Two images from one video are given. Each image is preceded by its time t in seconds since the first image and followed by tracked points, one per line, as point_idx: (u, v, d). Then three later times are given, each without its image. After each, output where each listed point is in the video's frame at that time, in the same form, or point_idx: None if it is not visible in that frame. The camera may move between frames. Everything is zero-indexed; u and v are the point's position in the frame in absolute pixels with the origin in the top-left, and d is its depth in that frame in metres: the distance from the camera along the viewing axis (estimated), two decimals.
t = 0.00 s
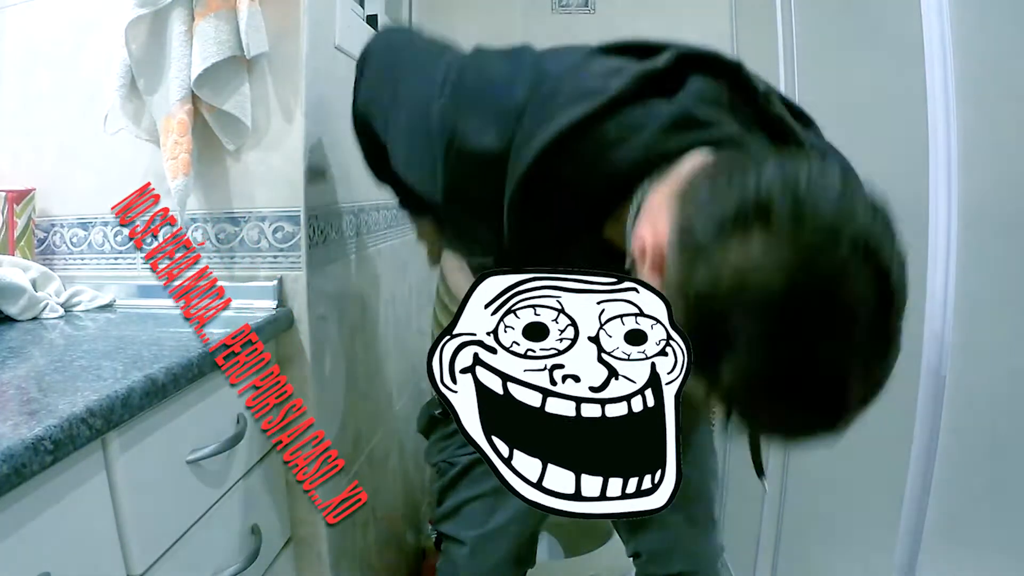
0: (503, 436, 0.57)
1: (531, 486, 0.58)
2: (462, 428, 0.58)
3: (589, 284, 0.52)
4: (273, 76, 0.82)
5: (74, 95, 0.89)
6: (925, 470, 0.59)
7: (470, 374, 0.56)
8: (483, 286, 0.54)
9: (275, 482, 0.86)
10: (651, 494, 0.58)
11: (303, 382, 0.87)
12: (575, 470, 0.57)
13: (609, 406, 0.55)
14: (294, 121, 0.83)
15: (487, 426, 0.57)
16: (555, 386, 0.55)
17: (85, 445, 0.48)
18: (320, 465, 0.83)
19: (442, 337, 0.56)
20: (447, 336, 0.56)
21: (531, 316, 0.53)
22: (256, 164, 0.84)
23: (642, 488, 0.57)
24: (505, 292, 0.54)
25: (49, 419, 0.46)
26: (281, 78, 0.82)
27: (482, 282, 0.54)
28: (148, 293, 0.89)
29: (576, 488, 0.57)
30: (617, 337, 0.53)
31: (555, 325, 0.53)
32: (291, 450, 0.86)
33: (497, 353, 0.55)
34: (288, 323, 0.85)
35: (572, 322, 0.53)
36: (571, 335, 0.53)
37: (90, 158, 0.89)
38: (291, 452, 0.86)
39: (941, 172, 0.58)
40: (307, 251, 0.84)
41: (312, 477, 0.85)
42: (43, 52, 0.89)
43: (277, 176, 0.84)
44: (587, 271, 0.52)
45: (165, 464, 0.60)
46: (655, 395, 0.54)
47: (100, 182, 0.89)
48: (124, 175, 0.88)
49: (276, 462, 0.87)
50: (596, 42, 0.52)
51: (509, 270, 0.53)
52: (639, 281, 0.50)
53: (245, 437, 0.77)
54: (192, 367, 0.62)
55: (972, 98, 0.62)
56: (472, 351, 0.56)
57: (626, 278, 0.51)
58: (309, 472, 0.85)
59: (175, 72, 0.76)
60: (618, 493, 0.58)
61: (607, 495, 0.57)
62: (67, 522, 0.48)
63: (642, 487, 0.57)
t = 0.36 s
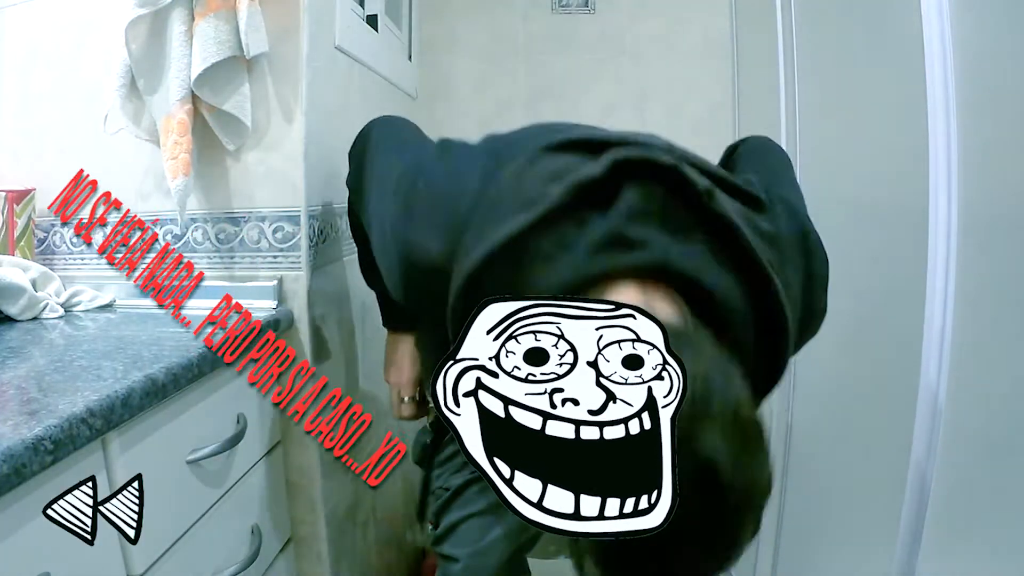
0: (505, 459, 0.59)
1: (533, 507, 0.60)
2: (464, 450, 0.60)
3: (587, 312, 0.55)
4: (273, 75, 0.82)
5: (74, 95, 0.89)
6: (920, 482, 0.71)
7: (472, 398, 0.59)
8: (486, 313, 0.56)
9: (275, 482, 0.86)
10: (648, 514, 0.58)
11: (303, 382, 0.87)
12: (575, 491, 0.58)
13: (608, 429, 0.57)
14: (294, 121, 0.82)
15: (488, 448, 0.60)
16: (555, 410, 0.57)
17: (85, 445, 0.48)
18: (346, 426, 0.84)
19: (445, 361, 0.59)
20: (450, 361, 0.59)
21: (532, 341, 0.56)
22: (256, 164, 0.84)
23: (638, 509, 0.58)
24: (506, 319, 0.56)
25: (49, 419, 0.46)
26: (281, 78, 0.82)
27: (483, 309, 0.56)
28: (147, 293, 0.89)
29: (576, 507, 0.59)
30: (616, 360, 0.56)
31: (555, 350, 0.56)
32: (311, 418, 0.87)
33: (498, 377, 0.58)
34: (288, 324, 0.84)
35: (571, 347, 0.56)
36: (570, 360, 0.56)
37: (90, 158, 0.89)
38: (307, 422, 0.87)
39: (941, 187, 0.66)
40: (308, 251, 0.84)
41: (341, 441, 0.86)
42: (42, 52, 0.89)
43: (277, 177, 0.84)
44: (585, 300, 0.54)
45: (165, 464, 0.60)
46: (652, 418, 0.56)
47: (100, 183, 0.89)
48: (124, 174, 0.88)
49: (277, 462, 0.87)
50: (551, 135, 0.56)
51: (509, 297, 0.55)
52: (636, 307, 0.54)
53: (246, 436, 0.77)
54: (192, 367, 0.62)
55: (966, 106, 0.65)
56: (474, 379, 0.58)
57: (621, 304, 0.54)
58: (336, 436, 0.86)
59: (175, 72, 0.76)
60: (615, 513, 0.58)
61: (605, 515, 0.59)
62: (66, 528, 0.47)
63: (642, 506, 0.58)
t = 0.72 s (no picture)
0: (508, 470, 0.69)
1: (537, 515, 0.70)
2: (469, 461, 0.70)
3: (589, 330, 0.63)
4: (273, 76, 0.82)
5: (74, 95, 0.89)
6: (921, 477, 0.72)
7: (475, 411, 0.68)
8: (488, 330, 0.65)
9: (276, 482, 0.86)
10: (645, 523, 0.71)
11: (304, 382, 0.87)
12: (575, 503, 0.68)
13: (605, 442, 0.66)
14: (294, 121, 0.82)
15: (492, 460, 0.69)
16: (555, 423, 0.66)
17: (86, 445, 0.48)
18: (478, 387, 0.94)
19: (451, 376, 0.68)
20: (456, 374, 0.68)
21: (533, 357, 0.64)
22: (256, 164, 0.84)
23: (636, 518, 0.70)
24: (508, 335, 0.65)
25: (49, 419, 0.46)
26: (281, 78, 0.82)
27: (487, 324, 0.65)
28: (147, 293, 0.88)
29: (575, 517, 0.69)
30: (613, 375, 0.65)
31: (555, 365, 0.65)
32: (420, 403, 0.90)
33: (500, 391, 0.66)
34: (288, 323, 0.84)
35: (569, 363, 0.64)
36: (569, 374, 0.65)
37: (90, 159, 0.89)
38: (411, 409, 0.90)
39: (941, 196, 0.68)
40: (308, 251, 0.84)
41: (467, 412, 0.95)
42: (42, 52, 0.89)
43: (277, 177, 0.84)
44: (586, 316, 0.62)
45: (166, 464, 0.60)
46: (647, 430, 0.67)
47: (100, 183, 0.89)
48: (124, 174, 0.88)
49: (277, 462, 0.87)
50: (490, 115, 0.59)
51: (511, 313, 0.64)
52: (633, 325, 0.62)
53: (246, 436, 0.77)
54: (192, 367, 0.62)
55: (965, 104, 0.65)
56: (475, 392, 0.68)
57: (620, 321, 0.62)
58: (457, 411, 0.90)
59: (175, 72, 0.76)
60: (612, 521, 0.69)
61: (603, 524, 0.70)
62: (66, 529, 0.47)
63: (637, 516, 0.70)
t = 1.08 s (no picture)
0: (508, 480, 0.62)
1: (532, 526, 0.60)
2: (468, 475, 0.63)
3: (586, 347, 0.70)
4: (273, 76, 0.82)
5: (74, 94, 0.89)
6: (923, 475, 0.70)
7: (476, 425, 0.65)
8: (491, 347, 0.69)
9: (277, 483, 0.86)
10: (643, 533, 0.60)
11: (303, 382, 0.87)
12: (574, 511, 0.60)
13: (604, 452, 0.63)
14: (294, 121, 0.82)
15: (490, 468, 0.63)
16: (555, 435, 0.63)
17: (85, 445, 0.48)
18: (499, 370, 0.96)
19: (452, 392, 0.67)
20: (457, 391, 0.67)
21: (534, 372, 0.68)
22: (257, 164, 0.84)
23: (634, 527, 0.60)
24: (510, 350, 0.69)
25: (49, 419, 0.46)
26: (281, 78, 0.82)
27: (490, 341, 0.70)
28: (147, 293, 0.88)
29: (574, 527, 0.60)
30: (611, 391, 0.67)
31: (555, 380, 0.67)
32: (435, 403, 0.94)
33: (501, 404, 0.65)
34: (288, 323, 0.84)
35: (569, 377, 0.67)
36: (568, 389, 0.67)
37: (90, 159, 0.89)
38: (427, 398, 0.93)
39: (942, 188, 0.67)
40: (308, 251, 0.84)
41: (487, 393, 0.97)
42: (42, 51, 0.89)
43: (276, 177, 0.84)
44: (583, 336, 0.71)
45: (165, 464, 0.60)
46: (645, 443, 0.63)
47: (100, 183, 0.89)
48: (124, 174, 0.88)
49: (277, 463, 0.87)
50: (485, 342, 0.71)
51: (514, 333, 0.71)
52: (628, 342, 0.71)
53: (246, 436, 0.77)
54: (192, 367, 0.62)
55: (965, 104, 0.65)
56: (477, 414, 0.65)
57: (617, 339, 0.71)
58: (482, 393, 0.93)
59: (175, 72, 0.76)
60: (610, 530, 0.60)
61: (603, 533, 0.60)
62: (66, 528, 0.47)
63: (636, 526, 0.60)
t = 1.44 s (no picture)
0: (510, 491, 0.71)
1: (533, 536, 0.67)
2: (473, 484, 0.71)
3: (585, 364, 0.83)
4: (273, 76, 0.82)
5: (74, 94, 0.89)
6: (924, 473, 0.70)
7: (480, 438, 0.75)
8: (497, 360, 0.82)
9: (277, 482, 0.87)
10: (639, 543, 0.68)
11: (303, 381, 0.87)
12: (574, 522, 0.68)
13: (603, 465, 0.72)
14: (294, 121, 0.82)
15: (494, 481, 0.71)
16: (555, 448, 0.74)
17: (86, 445, 0.48)
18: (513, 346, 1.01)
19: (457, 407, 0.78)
20: (462, 405, 0.78)
21: (536, 387, 0.80)
22: (256, 165, 0.84)
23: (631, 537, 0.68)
24: (510, 367, 0.82)
25: (49, 419, 0.46)
26: (281, 78, 0.82)
27: (494, 357, 0.83)
28: (146, 293, 0.88)
29: (574, 536, 0.67)
30: (609, 405, 0.78)
31: (556, 396, 0.79)
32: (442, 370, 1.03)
33: (503, 419, 0.76)
34: (288, 323, 0.84)
35: (568, 394, 0.79)
36: (568, 405, 0.78)
37: (90, 159, 0.89)
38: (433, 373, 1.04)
39: (941, 189, 0.67)
40: (308, 251, 0.84)
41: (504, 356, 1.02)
42: (42, 51, 0.89)
43: (276, 177, 0.84)
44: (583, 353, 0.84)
45: (164, 464, 0.60)
46: (642, 456, 0.73)
47: (100, 183, 0.89)
48: (124, 174, 0.88)
49: (278, 463, 0.87)
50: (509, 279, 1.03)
51: (518, 351, 0.84)
52: (626, 358, 0.84)
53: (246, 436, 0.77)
54: (192, 368, 0.62)
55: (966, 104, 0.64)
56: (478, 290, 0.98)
57: (614, 356, 0.84)
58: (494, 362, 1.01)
59: (175, 72, 0.76)
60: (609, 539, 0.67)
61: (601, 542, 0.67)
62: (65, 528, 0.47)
63: (631, 536, 0.68)
